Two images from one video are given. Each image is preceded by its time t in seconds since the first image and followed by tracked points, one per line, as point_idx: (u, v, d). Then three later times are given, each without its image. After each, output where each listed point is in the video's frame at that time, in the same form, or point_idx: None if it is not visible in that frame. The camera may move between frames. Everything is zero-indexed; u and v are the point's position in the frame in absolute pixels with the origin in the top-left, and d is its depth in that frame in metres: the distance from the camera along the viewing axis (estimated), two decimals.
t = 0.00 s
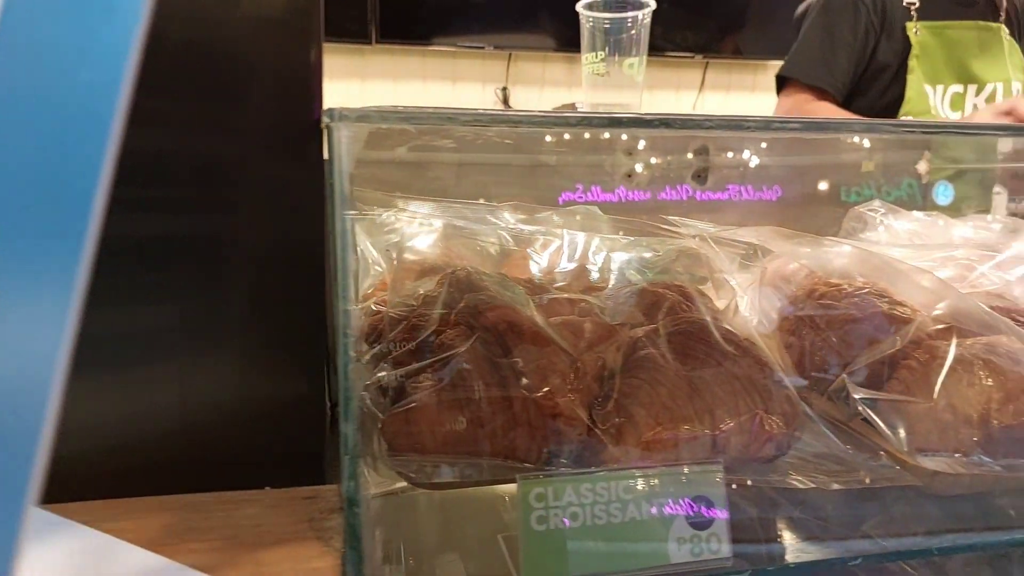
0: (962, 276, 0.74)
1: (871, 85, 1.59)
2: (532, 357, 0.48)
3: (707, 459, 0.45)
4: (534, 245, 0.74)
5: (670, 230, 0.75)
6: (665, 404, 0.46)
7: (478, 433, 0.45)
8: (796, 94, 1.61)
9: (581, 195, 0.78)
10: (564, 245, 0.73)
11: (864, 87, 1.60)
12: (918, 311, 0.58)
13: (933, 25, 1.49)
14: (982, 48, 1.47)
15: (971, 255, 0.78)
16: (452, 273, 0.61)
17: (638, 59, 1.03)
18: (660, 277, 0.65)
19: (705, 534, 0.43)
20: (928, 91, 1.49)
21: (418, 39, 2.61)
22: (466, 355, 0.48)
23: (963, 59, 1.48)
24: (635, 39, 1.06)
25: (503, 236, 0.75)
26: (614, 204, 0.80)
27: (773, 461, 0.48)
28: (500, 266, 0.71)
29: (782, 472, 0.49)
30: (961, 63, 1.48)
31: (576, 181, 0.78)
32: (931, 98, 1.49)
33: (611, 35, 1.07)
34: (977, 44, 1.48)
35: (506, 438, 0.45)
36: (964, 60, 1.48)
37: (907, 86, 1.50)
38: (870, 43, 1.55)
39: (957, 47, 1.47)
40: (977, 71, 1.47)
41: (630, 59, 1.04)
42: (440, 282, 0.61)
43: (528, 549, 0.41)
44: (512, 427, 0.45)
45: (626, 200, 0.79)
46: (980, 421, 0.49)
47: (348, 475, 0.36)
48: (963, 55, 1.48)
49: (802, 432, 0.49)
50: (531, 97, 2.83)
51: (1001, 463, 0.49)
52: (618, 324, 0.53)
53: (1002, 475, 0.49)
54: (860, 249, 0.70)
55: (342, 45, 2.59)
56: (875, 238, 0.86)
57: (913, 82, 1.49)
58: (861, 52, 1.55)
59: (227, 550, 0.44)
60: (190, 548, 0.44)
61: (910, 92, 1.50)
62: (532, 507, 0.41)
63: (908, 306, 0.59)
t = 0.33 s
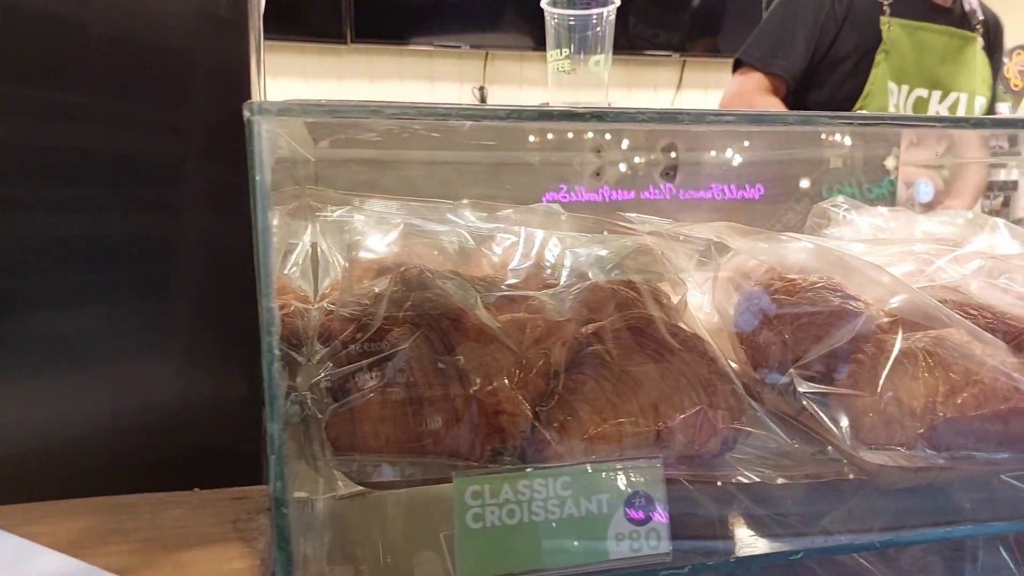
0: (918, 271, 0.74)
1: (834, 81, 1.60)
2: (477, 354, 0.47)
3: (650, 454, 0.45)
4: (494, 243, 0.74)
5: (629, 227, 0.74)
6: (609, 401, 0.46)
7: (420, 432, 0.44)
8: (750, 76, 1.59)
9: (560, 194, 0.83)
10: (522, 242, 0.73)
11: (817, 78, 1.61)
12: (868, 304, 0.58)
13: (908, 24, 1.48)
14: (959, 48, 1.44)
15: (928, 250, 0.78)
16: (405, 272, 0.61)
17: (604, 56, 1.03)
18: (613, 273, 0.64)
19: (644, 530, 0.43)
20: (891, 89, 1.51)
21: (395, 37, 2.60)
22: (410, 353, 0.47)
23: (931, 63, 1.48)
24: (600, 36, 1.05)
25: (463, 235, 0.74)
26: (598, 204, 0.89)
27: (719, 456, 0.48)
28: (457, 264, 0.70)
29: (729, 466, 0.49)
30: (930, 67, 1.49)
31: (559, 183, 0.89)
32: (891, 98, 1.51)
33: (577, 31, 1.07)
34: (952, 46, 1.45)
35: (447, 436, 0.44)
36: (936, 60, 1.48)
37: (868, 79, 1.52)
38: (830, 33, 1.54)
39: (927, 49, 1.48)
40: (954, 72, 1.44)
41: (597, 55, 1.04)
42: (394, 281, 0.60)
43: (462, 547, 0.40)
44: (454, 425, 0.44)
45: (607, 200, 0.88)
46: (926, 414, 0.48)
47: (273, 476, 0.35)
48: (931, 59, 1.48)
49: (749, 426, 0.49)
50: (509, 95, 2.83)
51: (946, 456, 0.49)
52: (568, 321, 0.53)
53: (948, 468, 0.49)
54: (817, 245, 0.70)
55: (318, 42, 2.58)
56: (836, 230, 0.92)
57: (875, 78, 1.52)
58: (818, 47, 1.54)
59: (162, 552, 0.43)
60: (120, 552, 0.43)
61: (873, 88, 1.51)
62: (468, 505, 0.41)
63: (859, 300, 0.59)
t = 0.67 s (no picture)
0: (879, 271, 0.75)
1: (780, 82, 1.59)
2: (427, 353, 0.47)
3: (601, 451, 0.45)
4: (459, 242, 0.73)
5: (595, 227, 0.75)
6: (560, 399, 0.46)
7: (370, 431, 0.44)
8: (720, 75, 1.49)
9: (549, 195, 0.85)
10: (488, 241, 0.73)
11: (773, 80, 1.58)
12: (823, 303, 0.59)
13: (836, 36, 1.53)
14: (864, 76, 1.60)
15: (890, 250, 0.79)
16: (366, 271, 0.61)
17: (576, 56, 1.04)
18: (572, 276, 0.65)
19: (590, 527, 0.42)
20: (816, 101, 1.56)
21: (375, 37, 2.60)
22: (361, 352, 0.47)
23: (850, 81, 1.58)
24: (572, 37, 1.06)
25: (429, 234, 0.74)
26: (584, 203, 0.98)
27: (671, 453, 0.49)
28: (422, 262, 0.70)
29: (682, 464, 0.49)
30: (849, 83, 1.58)
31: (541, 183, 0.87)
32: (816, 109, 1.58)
33: (548, 31, 1.07)
34: (861, 73, 1.59)
35: (397, 434, 0.44)
36: (852, 78, 1.59)
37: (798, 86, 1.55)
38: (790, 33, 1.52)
39: (850, 66, 1.56)
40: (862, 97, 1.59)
41: (568, 56, 1.04)
42: (353, 280, 0.60)
43: (405, 548, 0.39)
44: (404, 423, 0.44)
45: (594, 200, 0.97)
46: (873, 411, 0.49)
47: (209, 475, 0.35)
48: (849, 76, 1.58)
49: (702, 424, 0.49)
50: (490, 96, 2.83)
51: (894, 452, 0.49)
52: (522, 320, 0.53)
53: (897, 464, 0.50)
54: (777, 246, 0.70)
55: (298, 41, 2.57)
56: (804, 231, 0.93)
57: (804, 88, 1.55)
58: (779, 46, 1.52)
59: (96, 551, 0.42)
60: (57, 551, 0.42)
61: (801, 100, 1.55)
62: (411, 504, 0.40)
63: (815, 298, 0.60)
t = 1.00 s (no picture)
0: (848, 269, 0.75)
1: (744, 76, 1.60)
2: (386, 351, 0.47)
3: (563, 447, 0.45)
4: (430, 240, 0.73)
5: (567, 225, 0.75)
6: (523, 396, 0.46)
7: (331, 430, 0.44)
8: (690, 52, 1.49)
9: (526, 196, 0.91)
10: (459, 238, 0.72)
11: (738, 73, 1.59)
12: (788, 299, 0.59)
13: (798, 40, 1.57)
14: (823, 84, 1.62)
15: (860, 248, 0.80)
16: (333, 269, 0.60)
17: (553, 55, 1.03)
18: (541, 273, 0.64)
19: (548, 525, 0.41)
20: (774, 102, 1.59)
21: (356, 36, 2.59)
22: (322, 349, 0.47)
23: (807, 86, 1.61)
24: (547, 36, 1.06)
25: (400, 233, 0.74)
26: (573, 200, 1.08)
27: (632, 450, 0.48)
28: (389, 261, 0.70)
29: (647, 461, 0.49)
30: (806, 88, 1.61)
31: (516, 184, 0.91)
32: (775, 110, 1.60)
33: (524, 30, 1.07)
34: (820, 79, 1.62)
35: (356, 432, 0.44)
36: (810, 83, 1.61)
37: (756, 85, 1.58)
38: (761, 18, 1.53)
39: (808, 71, 1.59)
40: (818, 104, 1.61)
41: (545, 54, 1.04)
42: (320, 278, 0.60)
43: (359, 546, 0.38)
44: (364, 422, 0.44)
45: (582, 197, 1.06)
46: (834, 406, 0.49)
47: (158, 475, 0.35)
48: (807, 81, 1.60)
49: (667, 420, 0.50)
50: (473, 95, 2.82)
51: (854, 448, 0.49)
52: (487, 317, 0.53)
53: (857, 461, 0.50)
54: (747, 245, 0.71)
55: (278, 40, 2.56)
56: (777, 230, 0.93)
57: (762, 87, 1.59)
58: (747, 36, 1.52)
59: (43, 552, 0.42)
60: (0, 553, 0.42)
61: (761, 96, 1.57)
62: (367, 502, 0.39)
63: (779, 294, 0.60)
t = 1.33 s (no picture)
0: (815, 266, 0.75)
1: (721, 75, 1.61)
2: (341, 350, 0.46)
3: (520, 445, 0.45)
4: (397, 238, 0.73)
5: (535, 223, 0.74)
6: (479, 395, 0.46)
7: (284, 430, 0.43)
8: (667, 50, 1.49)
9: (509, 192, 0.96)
10: (426, 237, 0.72)
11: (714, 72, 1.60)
12: (749, 297, 0.60)
13: (768, 41, 1.59)
14: (791, 84, 1.66)
15: (828, 246, 0.80)
16: (294, 267, 0.60)
17: (526, 54, 1.03)
18: (505, 269, 0.64)
19: (501, 523, 0.40)
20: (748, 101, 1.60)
21: (337, 34, 2.58)
22: (276, 349, 0.47)
23: (778, 86, 1.63)
24: (521, 34, 1.06)
25: (366, 231, 0.73)
26: (558, 200, 1.11)
27: (590, 448, 0.48)
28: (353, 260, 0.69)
29: (606, 458, 0.49)
30: (778, 88, 1.63)
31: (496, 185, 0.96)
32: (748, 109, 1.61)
33: (496, 27, 1.06)
34: (789, 79, 1.65)
35: (308, 432, 0.43)
36: (781, 83, 1.64)
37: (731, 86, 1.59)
38: (737, 18, 1.54)
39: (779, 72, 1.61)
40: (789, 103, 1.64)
41: (518, 53, 1.04)
42: (281, 276, 0.59)
43: (304, 547, 0.37)
44: (316, 421, 0.43)
45: (567, 196, 1.09)
46: (792, 403, 0.49)
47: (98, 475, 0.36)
48: (778, 81, 1.63)
49: (628, 418, 0.49)
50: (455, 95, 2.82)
51: (810, 444, 0.50)
52: (446, 315, 0.53)
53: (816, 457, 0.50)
54: (713, 245, 0.71)
55: (258, 37, 2.54)
56: (749, 229, 0.93)
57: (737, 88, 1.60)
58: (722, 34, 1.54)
59: None
60: None
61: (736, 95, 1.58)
62: (313, 503, 0.38)
63: (741, 292, 0.60)
